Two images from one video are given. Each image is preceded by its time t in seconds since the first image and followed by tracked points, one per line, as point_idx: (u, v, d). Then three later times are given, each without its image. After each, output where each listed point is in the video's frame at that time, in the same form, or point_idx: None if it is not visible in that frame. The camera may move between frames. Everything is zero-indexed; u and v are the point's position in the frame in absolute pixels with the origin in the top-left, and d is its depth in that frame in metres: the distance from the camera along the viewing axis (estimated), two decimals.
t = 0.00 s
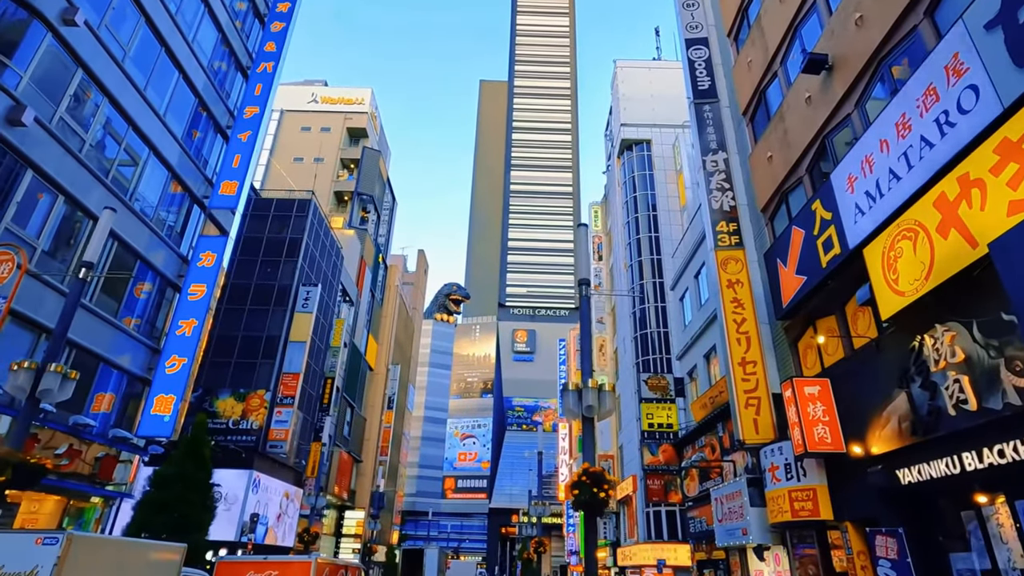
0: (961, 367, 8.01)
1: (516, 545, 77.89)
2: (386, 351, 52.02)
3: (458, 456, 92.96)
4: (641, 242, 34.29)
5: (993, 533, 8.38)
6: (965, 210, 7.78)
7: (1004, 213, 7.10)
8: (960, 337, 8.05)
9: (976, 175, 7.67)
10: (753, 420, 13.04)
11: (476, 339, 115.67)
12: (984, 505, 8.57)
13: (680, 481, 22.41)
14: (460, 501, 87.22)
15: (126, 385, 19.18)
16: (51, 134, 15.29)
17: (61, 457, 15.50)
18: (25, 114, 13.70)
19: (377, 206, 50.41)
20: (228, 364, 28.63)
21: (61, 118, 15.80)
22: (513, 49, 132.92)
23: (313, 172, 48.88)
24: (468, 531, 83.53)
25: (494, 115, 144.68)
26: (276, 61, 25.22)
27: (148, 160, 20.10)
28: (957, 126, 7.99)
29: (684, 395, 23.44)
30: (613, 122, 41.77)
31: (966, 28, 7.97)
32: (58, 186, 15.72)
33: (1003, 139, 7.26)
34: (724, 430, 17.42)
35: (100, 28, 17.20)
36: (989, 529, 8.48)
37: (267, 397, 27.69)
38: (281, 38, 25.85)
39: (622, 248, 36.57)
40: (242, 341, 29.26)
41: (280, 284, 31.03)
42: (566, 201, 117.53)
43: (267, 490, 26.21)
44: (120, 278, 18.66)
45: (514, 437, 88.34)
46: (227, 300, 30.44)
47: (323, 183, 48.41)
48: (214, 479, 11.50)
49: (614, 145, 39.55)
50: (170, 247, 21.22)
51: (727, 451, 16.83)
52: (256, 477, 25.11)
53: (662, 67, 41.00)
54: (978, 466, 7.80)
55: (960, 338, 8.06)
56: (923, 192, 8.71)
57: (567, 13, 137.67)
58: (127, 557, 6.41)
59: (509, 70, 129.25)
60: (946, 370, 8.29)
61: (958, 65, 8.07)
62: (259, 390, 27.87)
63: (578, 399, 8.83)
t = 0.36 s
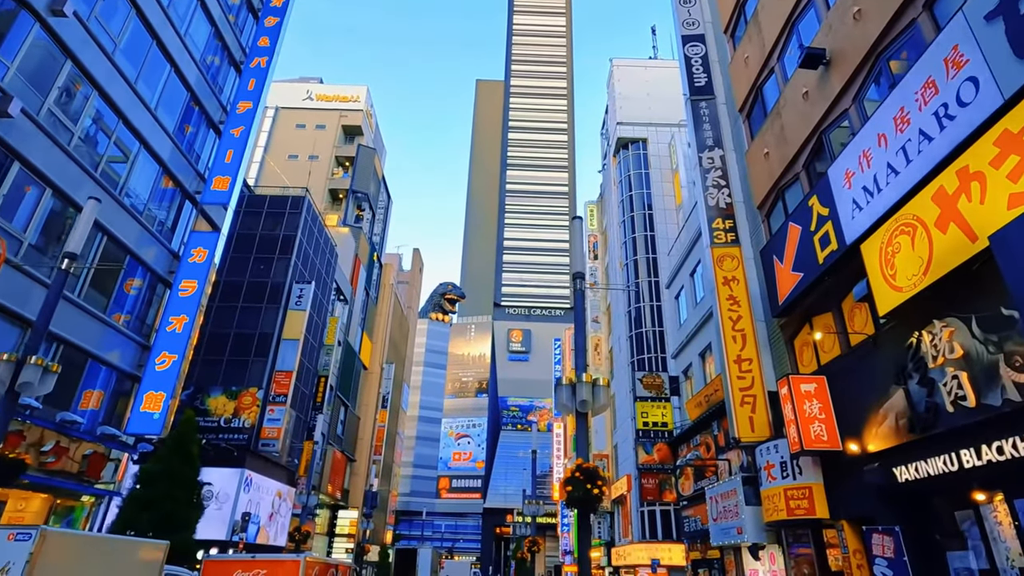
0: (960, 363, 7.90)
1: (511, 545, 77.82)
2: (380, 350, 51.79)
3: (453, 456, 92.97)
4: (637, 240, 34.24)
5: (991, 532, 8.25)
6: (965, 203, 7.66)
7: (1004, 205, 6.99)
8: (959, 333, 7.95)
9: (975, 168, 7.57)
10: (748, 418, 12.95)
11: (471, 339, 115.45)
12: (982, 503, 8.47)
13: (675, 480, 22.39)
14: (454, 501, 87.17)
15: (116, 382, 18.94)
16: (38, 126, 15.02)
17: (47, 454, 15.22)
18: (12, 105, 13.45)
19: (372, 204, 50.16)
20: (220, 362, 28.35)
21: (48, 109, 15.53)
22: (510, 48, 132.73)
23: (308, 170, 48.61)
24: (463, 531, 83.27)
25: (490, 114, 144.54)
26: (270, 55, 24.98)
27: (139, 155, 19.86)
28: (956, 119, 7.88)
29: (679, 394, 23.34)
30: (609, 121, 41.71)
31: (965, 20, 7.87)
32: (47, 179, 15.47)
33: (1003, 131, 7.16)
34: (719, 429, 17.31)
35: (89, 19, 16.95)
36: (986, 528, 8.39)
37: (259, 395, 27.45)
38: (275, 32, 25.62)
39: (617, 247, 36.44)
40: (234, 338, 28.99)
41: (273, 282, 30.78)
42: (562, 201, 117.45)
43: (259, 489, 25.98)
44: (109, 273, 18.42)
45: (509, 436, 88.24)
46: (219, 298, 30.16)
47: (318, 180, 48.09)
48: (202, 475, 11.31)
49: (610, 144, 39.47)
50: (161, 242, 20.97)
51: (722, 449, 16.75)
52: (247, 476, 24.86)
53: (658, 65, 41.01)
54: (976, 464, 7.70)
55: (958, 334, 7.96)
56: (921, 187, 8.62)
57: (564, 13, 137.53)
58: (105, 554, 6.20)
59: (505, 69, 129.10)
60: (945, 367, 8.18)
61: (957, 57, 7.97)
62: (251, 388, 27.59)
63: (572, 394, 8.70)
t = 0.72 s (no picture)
0: (961, 365, 7.77)
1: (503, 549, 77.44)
2: (373, 352, 51.45)
3: (445, 459, 92.70)
4: (631, 243, 34.21)
5: (992, 538, 8.12)
6: (966, 203, 7.56)
7: (1007, 206, 6.87)
8: (959, 335, 7.84)
9: (976, 168, 7.47)
10: (744, 421, 12.80)
11: (464, 342, 115.09)
12: (982, 508, 8.36)
13: (668, 484, 22.29)
14: (447, 504, 86.76)
15: (102, 383, 18.59)
16: (24, 121, 14.73)
17: (30, 455, 14.87)
18: None
19: (365, 205, 49.90)
20: (210, 362, 28.00)
21: (35, 104, 15.23)
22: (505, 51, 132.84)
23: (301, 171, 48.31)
24: (455, 534, 82.67)
25: (485, 117, 144.57)
26: (263, 53, 24.76)
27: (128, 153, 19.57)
28: (958, 118, 7.78)
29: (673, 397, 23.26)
30: (604, 123, 41.69)
31: (967, 19, 7.79)
32: (33, 176, 15.18)
33: (1006, 130, 7.06)
34: (714, 432, 17.20)
35: (78, 13, 16.68)
36: (986, 534, 8.28)
37: (250, 396, 27.12)
38: (268, 31, 25.39)
39: (612, 250, 36.36)
40: (225, 339, 28.64)
41: (265, 282, 30.49)
42: (556, 204, 117.48)
43: (249, 492, 25.65)
44: (97, 272, 18.10)
45: (502, 440, 87.95)
46: (210, 298, 29.81)
47: (311, 181, 47.80)
48: (188, 477, 11.05)
49: (605, 146, 39.45)
50: (150, 241, 20.67)
51: (717, 453, 16.64)
52: (237, 478, 24.54)
53: (653, 69, 41.07)
54: (977, 468, 7.58)
55: (958, 336, 7.84)
56: (922, 188, 8.53)
57: (559, 17, 137.81)
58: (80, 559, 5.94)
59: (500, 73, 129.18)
60: (945, 369, 8.06)
61: (958, 56, 7.89)
62: (241, 390, 27.26)
63: (567, 396, 8.51)
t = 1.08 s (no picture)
0: (964, 368, 7.68)
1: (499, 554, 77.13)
2: (369, 356, 51.16)
3: (441, 464, 92.44)
4: (629, 247, 34.13)
5: (994, 544, 8.03)
6: (969, 205, 7.49)
7: (1010, 208, 6.81)
8: (961, 338, 7.76)
9: (979, 170, 7.41)
10: (743, 426, 12.70)
11: (461, 346, 114.78)
12: (985, 513, 8.27)
13: (666, 488, 22.18)
14: (442, 509, 86.39)
15: (94, 386, 18.36)
16: (17, 121, 14.56)
17: (18, 459, 14.63)
18: None
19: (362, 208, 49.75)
20: (204, 365, 27.71)
21: (29, 104, 15.07)
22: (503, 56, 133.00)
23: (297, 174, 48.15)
24: (450, 540, 82.18)
25: (482, 122, 144.67)
26: (259, 55, 24.64)
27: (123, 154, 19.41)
28: (960, 120, 7.73)
29: (671, 402, 23.13)
30: (601, 127, 41.70)
31: (969, 21, 7.74)
32: (26, 177, 15.00)
33: (1009, 132, 6.99)
34: (713, 437, 17.09)
35: (73, 13, 16.54)
36: (989, 540, 8.19)
37: (244, 400, 26.84)
38: (265, 32, 25.29)
39: (609, 254, 36.25)
40: (219, 343, 28.35)
41: (260, 285, 30.27)
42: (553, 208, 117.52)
43: (242, 497, 25.39)
44: (89, 274, 17.90)
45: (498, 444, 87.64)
46: (204, 301, 29.56)
47: (307, 184, 47.65)
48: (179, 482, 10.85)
49: (603, 150, 39.44)
50: (144, 243, 20.47)
51: (716, 458, 16.51)
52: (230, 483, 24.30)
53: (650, 73, 41.11)
54: (980, 473, 7.50)
55: (960, 339, 7.77)
56: (923, 190, 8.48)
57: (556, 22, 138.12)
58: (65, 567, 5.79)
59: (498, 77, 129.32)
60: (948, 373, 7.98)
61: (960, 57, 7.84)
62: (235, 394, 26.94)
63: (566, 399, 8.40)
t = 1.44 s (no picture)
0: (968, 369, 7.62)
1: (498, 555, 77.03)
2: (368, 357, 51.09)
3: (441, 465, 92.87)
4: (628, 247, 34.08)
5: (999, 545, 7.96)
6: (972, 204, 7.44)
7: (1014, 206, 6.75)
8: (965, 338, 7.71)
9: (982, 169, 7.36)
10: (744, 426, 12.65)
11: (460, 347, 114.62)
12: (988, 514, 8.21)
13: (666, 489, 22.15)
14: (442, 511, 86.26)
15: (92, 388, 18.28)
16: (15, 121, 14.49)
17: (16, 461, 14.55)
18: None
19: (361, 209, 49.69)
20: (203, 367, 27.62)
21: (27, 104, 15.02)
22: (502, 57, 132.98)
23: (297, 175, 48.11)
24: (449, 541, 82.10)
25: (482, 123, 144.65)
26: (258, 56, 24.59)
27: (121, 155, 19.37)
28: (963, 118, 7.69)
29: (671, 403, 23.09)
30: (600, 128, 41.69)
31: (972, 19, 7.69)
32: (24, 177, 14.93)
33: (1013, 130, 6.94)
34: (713, 438, 17.04)
35: (71, 13, 16.48)
36: (993, 541, 8.12)
37: (243, 402, 26.76)
38: (264, 33, 25.25)
39: (609, 255, 36.20)
40: (217, 344, 28.26)
41: (259, 286, 30.20)
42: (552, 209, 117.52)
43: (241, 498, 25.32)
44: (87, 275, 17.83)
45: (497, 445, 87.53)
46: (203, 302, 29.49)
47: (307, 185, 47.64)
48: (178, 482, 10.76)
49: (602, 151, 39.42)
50: (142, 244, 20.41)
51: (716, 459, 16.43)
52: (229, 484, 24.25)
53: (650, 74, 41.12)
54: (984, 474, 7.44)
55: (964, 339, 7.72)
56: (926, 189, 8.43)
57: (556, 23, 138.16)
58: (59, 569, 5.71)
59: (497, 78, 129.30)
60: (951, 373, 7.92)
61: (963, 55, 7.79)
62: (234, 395, 26.87)
63: (567, 400, 8.35)
